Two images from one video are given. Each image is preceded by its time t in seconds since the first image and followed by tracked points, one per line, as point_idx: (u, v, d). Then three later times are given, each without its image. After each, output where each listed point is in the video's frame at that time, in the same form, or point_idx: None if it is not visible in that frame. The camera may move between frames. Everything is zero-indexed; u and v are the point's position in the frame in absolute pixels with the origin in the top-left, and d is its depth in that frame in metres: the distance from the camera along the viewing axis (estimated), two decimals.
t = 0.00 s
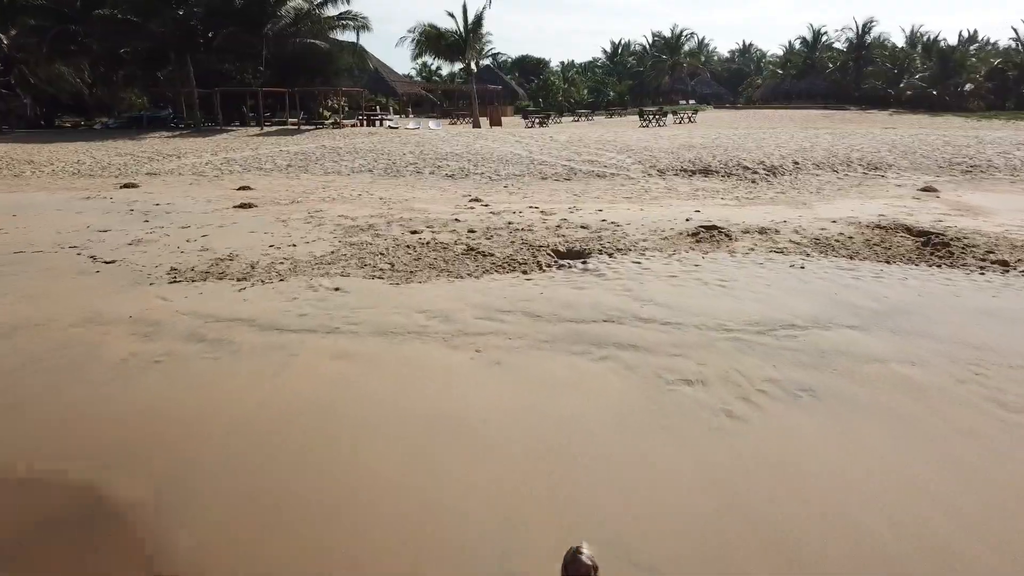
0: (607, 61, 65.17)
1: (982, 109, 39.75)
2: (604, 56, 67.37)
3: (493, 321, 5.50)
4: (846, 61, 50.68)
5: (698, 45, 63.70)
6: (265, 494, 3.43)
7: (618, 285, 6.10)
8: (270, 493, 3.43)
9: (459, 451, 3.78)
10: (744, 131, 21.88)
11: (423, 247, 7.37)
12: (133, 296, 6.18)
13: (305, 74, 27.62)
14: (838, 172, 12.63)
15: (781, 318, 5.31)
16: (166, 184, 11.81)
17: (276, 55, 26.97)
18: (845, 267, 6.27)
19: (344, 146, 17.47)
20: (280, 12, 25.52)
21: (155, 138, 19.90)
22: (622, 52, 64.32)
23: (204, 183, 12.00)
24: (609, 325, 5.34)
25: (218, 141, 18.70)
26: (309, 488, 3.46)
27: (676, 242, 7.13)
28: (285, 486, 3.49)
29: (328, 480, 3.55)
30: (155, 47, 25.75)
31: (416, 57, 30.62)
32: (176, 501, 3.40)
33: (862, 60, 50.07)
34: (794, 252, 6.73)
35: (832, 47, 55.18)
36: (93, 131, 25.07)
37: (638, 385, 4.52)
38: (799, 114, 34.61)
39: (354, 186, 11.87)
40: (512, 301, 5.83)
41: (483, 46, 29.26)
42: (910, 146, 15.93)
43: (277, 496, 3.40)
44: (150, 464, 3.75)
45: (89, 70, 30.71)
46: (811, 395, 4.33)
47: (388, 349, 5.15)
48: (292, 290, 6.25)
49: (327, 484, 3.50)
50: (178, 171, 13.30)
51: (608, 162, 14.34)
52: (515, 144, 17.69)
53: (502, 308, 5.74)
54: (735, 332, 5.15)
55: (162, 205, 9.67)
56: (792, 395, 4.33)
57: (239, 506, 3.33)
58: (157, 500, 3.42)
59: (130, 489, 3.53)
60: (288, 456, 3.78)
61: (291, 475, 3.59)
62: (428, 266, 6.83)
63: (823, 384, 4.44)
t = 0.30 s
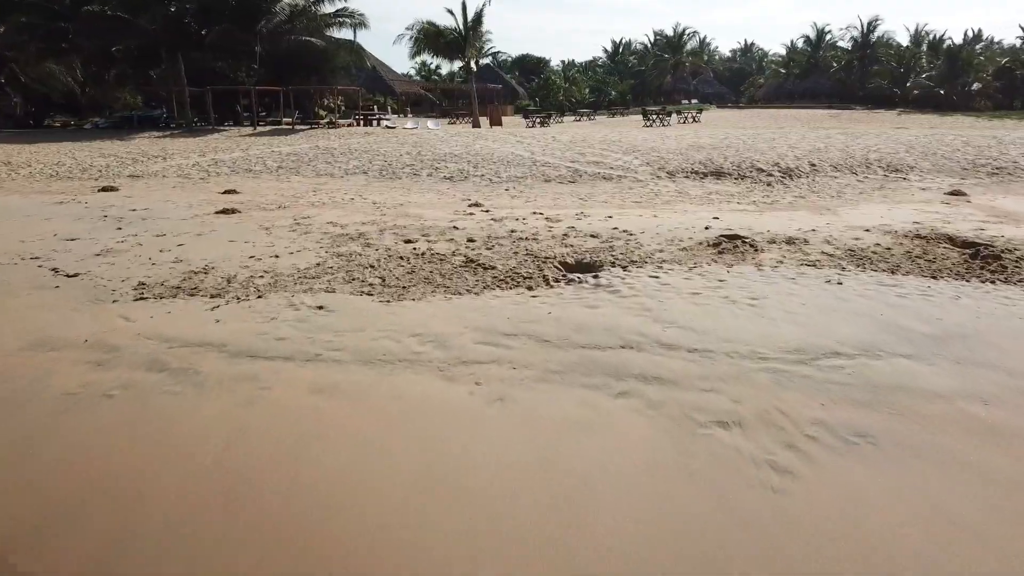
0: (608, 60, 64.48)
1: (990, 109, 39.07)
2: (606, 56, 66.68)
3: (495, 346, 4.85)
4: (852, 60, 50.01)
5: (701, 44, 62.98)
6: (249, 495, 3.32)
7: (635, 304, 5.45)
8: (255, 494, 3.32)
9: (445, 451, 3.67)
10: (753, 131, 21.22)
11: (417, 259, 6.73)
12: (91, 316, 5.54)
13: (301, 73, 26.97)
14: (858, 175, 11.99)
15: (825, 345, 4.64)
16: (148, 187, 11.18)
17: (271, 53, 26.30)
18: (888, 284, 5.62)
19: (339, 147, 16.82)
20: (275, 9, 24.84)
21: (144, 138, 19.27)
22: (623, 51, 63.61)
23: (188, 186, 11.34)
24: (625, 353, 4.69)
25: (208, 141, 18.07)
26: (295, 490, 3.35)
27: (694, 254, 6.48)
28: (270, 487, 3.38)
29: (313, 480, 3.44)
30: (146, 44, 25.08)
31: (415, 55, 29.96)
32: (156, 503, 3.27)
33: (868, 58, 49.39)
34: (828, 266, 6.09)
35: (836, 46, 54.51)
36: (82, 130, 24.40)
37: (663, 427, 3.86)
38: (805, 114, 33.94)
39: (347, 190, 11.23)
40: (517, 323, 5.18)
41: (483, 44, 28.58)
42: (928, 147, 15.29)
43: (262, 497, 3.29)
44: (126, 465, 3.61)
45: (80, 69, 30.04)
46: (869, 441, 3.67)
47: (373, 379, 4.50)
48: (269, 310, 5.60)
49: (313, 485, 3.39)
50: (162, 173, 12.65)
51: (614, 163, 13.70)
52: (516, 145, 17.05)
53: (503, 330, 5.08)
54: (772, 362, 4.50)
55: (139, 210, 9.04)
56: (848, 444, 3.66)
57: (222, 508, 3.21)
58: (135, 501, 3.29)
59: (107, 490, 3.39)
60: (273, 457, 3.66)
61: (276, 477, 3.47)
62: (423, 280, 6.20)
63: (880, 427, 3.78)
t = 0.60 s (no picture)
0: (609, 59, 63.84)
1: (999, 109, 38.42)
2: (607, 55, 66.04)
3: (498, 381, 4.18)
4: (857, 59, 49.39)
5: (703, 42, 62.34)
6: (235, 494, 3.25)
7: (657, 328, 4.78)
8: (240, 493, 3.24)
9: (430, 447, 3.60)
10: (762, 130, 20.60)
11: (411, 272, 6.08)
12: (41, 342, 4.89)
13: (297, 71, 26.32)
14: (880, 178, 11.34)
15: (885, 382, 3.97)
16: (128, 191, 10.54)
17: (265, 50, 25.64)
18: (943, 304, 4.96)
19: (333, 147, 16.17)
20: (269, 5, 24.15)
21: (133, 138, 18.64)
22: (625, 50, 62.98)
23: (171, 190, 10.70)
24: (650, 389, 4.03)
25: (198, 141, 17.45)
26: (281, 489, 3.26)
27: (720, 269, 5.82)
28: (257, 485, 3.30)
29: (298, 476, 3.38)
30: (137, 42, 24.42)
31: (413, 53, 29.31)
32: (141, 502, 3.21)
33: (873, 57, 48.77)
34: (872, 282, 5.42)
35: (841, 44, 53.87)
36: (71, 130, 23.74)
37: (700, 486, 3.21)
38: (812, 113, 33.30)
39: (339, 193, 10.61)
40: (523, 350, 4.52)
41: (483, 41, 27.92)
42: (948, 148, 14.66)
43: (248, 497, 3.21)
44: (90, 484, 3.36)
45: (70, 67, 29.39)
46: (955, 509, 3.00)
47: (355, 421, 3.85)
48: (241, 335, 4.95)
49: (290, 507, 3.13)
50: (146, 176, 12.02)
51: (621, 165, 13.06)
52: (518, 145, 16.41)
53: (508, 360, 4.42)
54: (824, 403, 3.83)
55: (112, 217, 8.40)
56: (930, 513, 2.98)
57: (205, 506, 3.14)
58: (98, 526, 3.04)
59: (68, 513, 3.14)
60: (246, 493, 3.25)
61: (251, 498, 3.21)
62: (417, 297, 5.54)
63: (968, 490, 3.11)
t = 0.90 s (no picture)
0: (611, 58, 63.20)
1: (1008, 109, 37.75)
2: (608, 54, 65.42)
3: (503, 431, 3.50)
4: (862, 58, 48.74)
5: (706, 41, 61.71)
6: None
7: (688, 362, 4.11)
8: None
9: (434, 534, 2.81)
10: (772, 131, 19.96)
11: (405, 291, 5.40)
12: None
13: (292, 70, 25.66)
14: (906, 181, 10.70)
15: (973, 437, 3.29)
16: (105, 196, 9.91)
17: (259, 48, 24.96)
18: (1018, 332, 4.29)
19: (328, 148, 15.53)
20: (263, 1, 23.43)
21: (121, 138, 17.99)
22: (626, 49, 62.35)
23: (152, 194, 10.05)
24: (687, 442, 3.36)
25: (187, 141, 16.82)
26: None
27: (753, 288, 5.15)
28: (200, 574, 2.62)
29: (251, 571, 2.63)
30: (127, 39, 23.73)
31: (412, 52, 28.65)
32: None
33: (878, 56, 48.13)
34: (930, 305, 4.75)
35: (845, 43, 53.23)
36: (59, 130, 23.06)
37: None
38: (819, 113, 32.66)
39: (331, 198, 9.96)
40: (532, 390, 3.84)
41: (483, 39, 27.26)
42: (971, 148, 14.02)
43: None
44: None
45: (61, 65, 28.70)
46: None
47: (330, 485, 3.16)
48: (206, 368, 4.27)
49: None
50: (127, 179, 11.37)
51: (630, 167, 12.43)
52: (520, 146, 15.77)
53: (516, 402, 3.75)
54: (901, 462, 3.15)
55: (81, 224, 7.76)
56: None
57: None
58: None
59: None
60: None
61: None
62: (410, 321, 4.86)
63: None
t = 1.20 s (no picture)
0: (612, 57, 62.54)
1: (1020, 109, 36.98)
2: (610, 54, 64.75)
3: (513, 518, 2.80)
4: (869, 58, 48.05)
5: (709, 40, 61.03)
6: None
7: (734, 419, 3.41)
8: None
9: None
10: (783, 132, 19.27)
11: (396, 321, 4.70)
12: None
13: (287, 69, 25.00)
14: (937, 188, 10.03)
15: None
16: (79, 205, 9.25)
17: (254, 47, 24.29)
18: None
19: (322, 150, 14.87)
20: None
21: (108, 140, 17.34)
22: (628, 49, 61.69)
23: (130, 203, 9.38)
24: (748, 534, 2.66)
25: (176, 144, 16.16)
26: None
27: (798, 321, 4.46)
28: None
29: None
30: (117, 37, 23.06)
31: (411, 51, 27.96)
32: None
33: (886, 55, 47.37)
34: (1009, 343, 4.06)
35: (850, 42, 52.54)
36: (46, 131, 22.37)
37: None
38: (827, 113, 31.93)
39: (322, 207, 9.30)
40: (547, 459, 3.14)
41: (484, 37, 26.56)
42: (996, 152, 13.35)
43: None
44: None
45: (50, 65, 28.02)
46: None
47: None
48: (157, 423, 3.58)
49: None
50: (106, 185, 10.70)
51: (639, 172, 11.77)
52: (523, 149, 15.09)
53: (529, 475, 3.04)
54: None
55: (44, 237, 7.09)
56: None
57: None
58: None
59: None
60: None
61: None
62: (402, 359, 4.16)
63: None
